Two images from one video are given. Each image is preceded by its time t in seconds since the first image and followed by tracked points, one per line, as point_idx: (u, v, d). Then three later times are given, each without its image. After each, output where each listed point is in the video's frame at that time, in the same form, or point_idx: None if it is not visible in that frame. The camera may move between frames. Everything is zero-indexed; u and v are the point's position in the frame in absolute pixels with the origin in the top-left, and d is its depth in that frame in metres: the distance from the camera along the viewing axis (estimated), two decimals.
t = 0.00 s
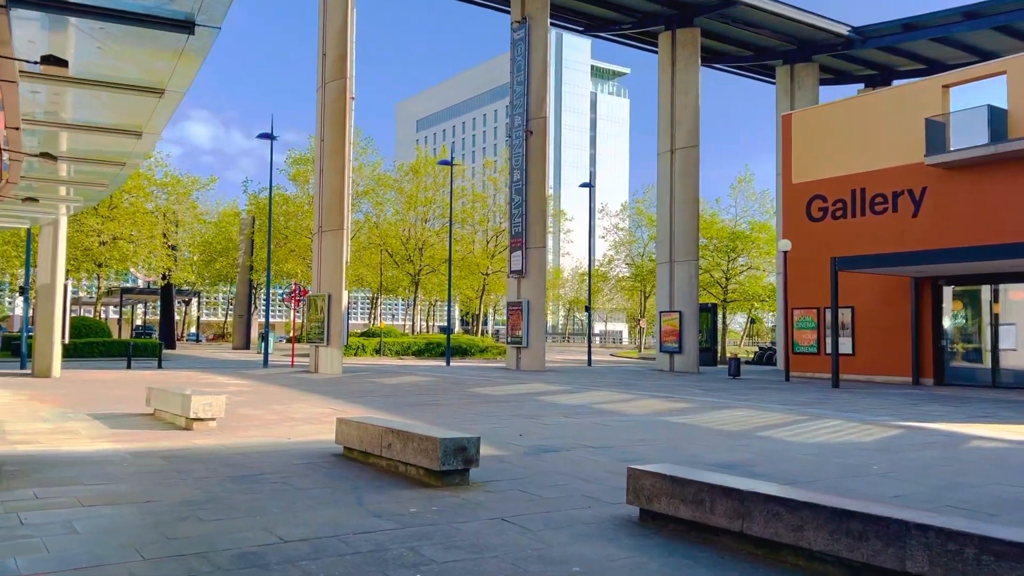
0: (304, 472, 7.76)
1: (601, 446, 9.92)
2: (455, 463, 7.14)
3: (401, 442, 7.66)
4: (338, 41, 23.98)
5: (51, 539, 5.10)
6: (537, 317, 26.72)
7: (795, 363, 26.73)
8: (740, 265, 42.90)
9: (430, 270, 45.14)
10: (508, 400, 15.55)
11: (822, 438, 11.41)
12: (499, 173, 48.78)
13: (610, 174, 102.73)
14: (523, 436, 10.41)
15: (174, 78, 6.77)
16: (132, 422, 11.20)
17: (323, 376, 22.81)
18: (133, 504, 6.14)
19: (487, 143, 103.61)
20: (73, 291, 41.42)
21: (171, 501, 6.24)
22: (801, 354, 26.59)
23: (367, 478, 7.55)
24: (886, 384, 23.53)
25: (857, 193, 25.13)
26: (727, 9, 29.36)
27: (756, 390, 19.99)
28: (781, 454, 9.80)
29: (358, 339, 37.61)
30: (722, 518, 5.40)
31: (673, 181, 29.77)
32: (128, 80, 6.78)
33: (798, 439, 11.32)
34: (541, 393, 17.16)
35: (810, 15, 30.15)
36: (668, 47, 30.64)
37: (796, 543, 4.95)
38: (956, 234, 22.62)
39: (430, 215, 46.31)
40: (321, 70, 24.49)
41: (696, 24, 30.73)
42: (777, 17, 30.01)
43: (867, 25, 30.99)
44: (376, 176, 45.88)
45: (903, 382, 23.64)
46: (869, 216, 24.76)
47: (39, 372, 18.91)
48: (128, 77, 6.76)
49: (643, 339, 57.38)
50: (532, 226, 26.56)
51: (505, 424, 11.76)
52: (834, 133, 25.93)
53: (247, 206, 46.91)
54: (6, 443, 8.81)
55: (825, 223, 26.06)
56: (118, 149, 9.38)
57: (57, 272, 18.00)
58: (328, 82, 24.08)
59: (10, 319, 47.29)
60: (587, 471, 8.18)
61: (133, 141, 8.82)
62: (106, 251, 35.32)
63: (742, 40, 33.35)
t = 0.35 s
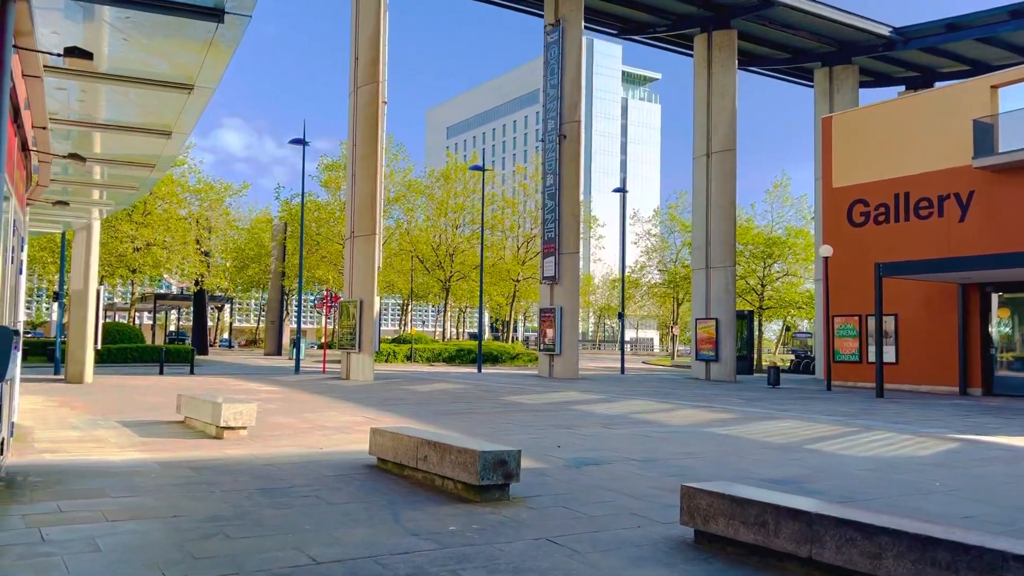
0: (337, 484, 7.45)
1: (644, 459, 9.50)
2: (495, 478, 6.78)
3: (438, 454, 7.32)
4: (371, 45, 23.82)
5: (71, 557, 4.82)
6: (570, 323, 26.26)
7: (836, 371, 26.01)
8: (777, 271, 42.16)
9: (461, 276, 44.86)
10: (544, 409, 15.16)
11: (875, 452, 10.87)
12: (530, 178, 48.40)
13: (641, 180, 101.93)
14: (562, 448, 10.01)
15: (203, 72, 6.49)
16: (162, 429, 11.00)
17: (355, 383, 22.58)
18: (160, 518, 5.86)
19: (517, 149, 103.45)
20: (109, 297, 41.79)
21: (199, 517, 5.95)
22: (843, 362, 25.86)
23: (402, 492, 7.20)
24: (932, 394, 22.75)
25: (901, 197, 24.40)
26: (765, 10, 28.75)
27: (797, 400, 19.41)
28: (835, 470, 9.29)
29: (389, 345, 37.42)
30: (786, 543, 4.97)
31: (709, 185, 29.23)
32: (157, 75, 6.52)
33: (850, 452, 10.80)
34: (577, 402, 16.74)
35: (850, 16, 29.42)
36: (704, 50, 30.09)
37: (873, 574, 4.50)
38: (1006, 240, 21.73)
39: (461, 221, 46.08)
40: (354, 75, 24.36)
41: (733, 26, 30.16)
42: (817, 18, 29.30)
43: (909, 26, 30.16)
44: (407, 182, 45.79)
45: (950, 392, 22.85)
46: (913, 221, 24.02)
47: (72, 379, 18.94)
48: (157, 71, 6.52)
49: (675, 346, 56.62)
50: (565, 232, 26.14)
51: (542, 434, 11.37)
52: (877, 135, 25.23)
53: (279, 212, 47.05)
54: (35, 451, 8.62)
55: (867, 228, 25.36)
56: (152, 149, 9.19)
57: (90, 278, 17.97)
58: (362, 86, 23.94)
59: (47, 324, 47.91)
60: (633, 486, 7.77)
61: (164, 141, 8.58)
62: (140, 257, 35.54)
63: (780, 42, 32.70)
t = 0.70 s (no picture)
0: (353, 496, 7.08)
1: (673, 472, 9.08)
2: (519, 491, 6.40)
3: (458, 466, 6.93)
4: (388, 48, 23.56)
5: (66, 575, 4.47)
6: (589, 330, 25.82)
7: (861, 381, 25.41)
8: (798, 279, 41.59)
9: (477, 283, 44.51)
10: (565, 418, 14.75)
11: (913, 465, 10.39)
12: (547, 184, 48.04)
13: (658, 187, 101.32)
14: (587, 459, 9.61)
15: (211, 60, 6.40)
16: (174, 436, 10.69)
17: (370, 390, 22.25)
18: (165, 533, 5.51)
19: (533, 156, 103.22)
20: (125, 303, 41.78)
21: (206, 531, 5.59)
22: (868, 371, 25.27)
23: (420, 505, 6.83)
24: (962, 404, 22.15)
25: (928, 202, 23.85)
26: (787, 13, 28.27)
27: (824, 410, 18.89)
28: (874, 484, 8.82)
29: (404, 352, 37.10)
30: (842, 567, 4.54)
31: (730, 191, 28.75)
32: (165, 63, 6.41)
33: (887, 465, 10.32)
34: (598, 411, 16.31)
35: (874, 18, 28.89)
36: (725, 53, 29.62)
37: None
38: None
39: (477, 227, 45.78)
40: (371, 79, 24.12)
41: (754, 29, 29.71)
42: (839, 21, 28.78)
43: (935, 29, 29.61)
44: (424, 188, 45.53)
45: (980, 402, 22.24)
46: (941, 226, 23.45)
47: (84, 384, 18.69)
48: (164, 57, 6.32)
49: (694, 354, 55.97)
50: (584, 237, 25.73)
51: (564, 444, 10.96)
52: (902, 140, 24.70)
53: (295, 218, 46.92)
54: (40, 459, 8.31)
55: (894, 234, 24.81)
56: (165, 146, 8.92)
57: (103, 282, 17.80)
58: (379, 89, 23.68)
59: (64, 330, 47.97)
60: (664, 501, 7.35)
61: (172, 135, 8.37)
62: (156, 263, 35.46)
63: (801, 46, 32.22)
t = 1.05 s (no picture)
0: (355, 517, 6.72)
1: (689, 491, 8.70)
2: (532, 514, 6.03)
3: (467, 485, 6.56)
4: (393, 53, 23.29)
5: None
6: (595, 341, 25.43)
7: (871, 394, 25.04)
8: (804, 289, 41.22)
9: (480, 292, 44.15)
10: (572, 431, 14.38)
11: (936, 485, 10.00)
12: (551, 194, 47.75)
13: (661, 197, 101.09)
14: (599, 476, 9.24)
15: (209, 53, 6.12)
16: (170, 450, 10.31)
17: (372, 400, 21.91)
18: (154, 558, 5.14)
19: (535, 166, 103.12)
20: (125, 310, 41.45)
21: (198, 556, 5.22)
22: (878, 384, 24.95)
23: (427, 528, 6.46)
24: (975, 418, 21.74)
25: (939, 213, 23.49)
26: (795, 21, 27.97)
27: (835, 423, 18.50)
28: (900, 506, 8.44)
29: (407, 362, 36.74)
30: None
31: (738, 200, 28.40)
32: (160, 55, 6.13)
33: (910, 484, 9.94)
34: (606, 424, 15.93)
35: (884, 26, 28.60)
36: (732, 61, 29.33)
37: None
38: None
39: (480, 236, 45.50)
40: (375, 84, 23.85)
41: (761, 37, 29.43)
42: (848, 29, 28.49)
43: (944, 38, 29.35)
44: (427, 197, 45.21)
45: (993, 416, 21.84)
46: (953, 237, 23.08)
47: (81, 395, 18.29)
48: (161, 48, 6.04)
49: (697, 365, 55.57)
50: (589, 247, 25.39)
51: (574, 460, 10.58)
52: (913, 149, 24.35)
53: (297, 226, 46.63)
54: (28, 474, 7.94)
55: (904, 245, 24.45)
56: (162, 147, 8.62)
57: (102, 290, 17.52)
58: (383, 95, 23.39)
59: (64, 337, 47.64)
60: (683, 523, 6.97)
61: (169, 135, 8.05)
62: (157, 271, 35.30)
63: (809, 55, 31.95)
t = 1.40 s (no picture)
0: (346, 540, 6.31)
1: (694, 510, 8.34)
2: (536, 538, 5.66)
3: (465, 506, 6.19)
4: (384, 59, 22.96)
5: None
6: (585, 352, 25.09)
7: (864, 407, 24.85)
8: (793, 302, 41.10)
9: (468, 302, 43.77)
10: (566, 446, 14.01)
11: (945, 504, 9.70)
12: (541, 204, 47.48)
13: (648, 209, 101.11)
14: (598, 495, 8.88)
15: (195, 45, 5.79)
16: (149, 465, 9.87)
17: (359, 412, 21.45)
18: None
19: (524, 176, 103.00)
20: (107, 318, 40.78)
21: None
22: (871, 398, 24.72)
23: (422, 552, 6.06)
24: (969, 433, 21.55)
25: (933, 226, 23.36)
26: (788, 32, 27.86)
27: (831, 438, 18.23)
28: (914, 529, 8.11)
29: (393, 372, 36.25)
30: None
31: (729, 212, 28.22)
32: (143, 47, 5.81)
33: (918, 504, 9.63)
34: (600, 438, 15.57)
35: (876, 39, 28.54)
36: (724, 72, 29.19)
37: None
38: None
39: (469, 245, 45.13)
40: (366, 91, 23.52)
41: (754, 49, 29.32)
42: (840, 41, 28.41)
43: (936, 50, 29.33)
44: (416, 206, 44.87)
45: (987, 431, 21.68)
46: (947, 250, 22.95)
47: (59, 405, 17.74)
48: (143, 39, 5.71)
49: (685, 377, 55.35)
50: (581, 256, 25.11)
51: (571, 477, 10.21)
52: (907, 162, 24.24)
53: (284, 234, 46.12)
54: None
55: (897, 257, 24.29)
56: (146, 147, 8.24)
57: (82, 296, 17.02)
58: (373, 101, 23.07)
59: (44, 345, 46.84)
60: (693, 548, 6.60)
61: (153, 133, 7.66)
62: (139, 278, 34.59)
63: (800, 67, 31.90)
